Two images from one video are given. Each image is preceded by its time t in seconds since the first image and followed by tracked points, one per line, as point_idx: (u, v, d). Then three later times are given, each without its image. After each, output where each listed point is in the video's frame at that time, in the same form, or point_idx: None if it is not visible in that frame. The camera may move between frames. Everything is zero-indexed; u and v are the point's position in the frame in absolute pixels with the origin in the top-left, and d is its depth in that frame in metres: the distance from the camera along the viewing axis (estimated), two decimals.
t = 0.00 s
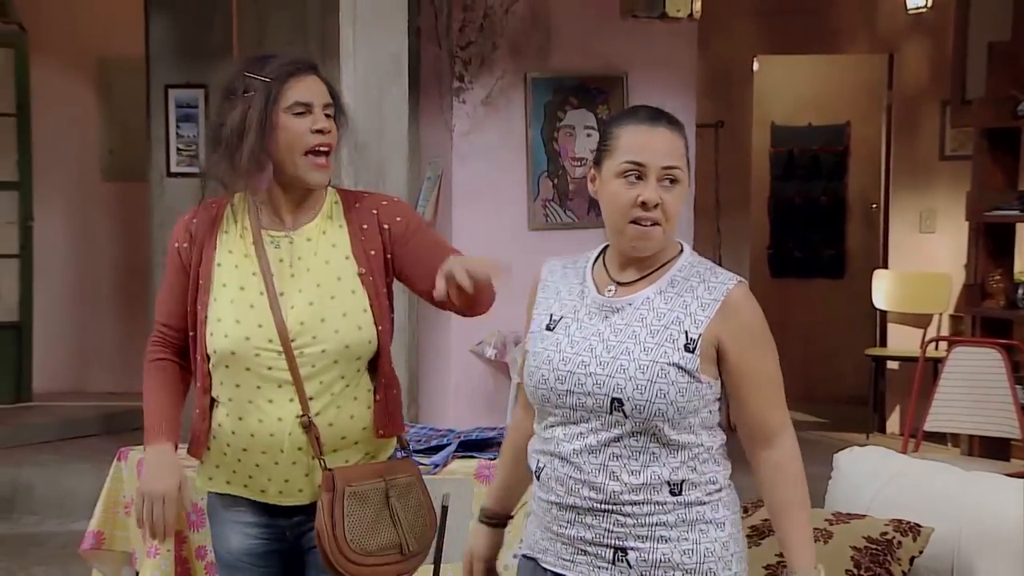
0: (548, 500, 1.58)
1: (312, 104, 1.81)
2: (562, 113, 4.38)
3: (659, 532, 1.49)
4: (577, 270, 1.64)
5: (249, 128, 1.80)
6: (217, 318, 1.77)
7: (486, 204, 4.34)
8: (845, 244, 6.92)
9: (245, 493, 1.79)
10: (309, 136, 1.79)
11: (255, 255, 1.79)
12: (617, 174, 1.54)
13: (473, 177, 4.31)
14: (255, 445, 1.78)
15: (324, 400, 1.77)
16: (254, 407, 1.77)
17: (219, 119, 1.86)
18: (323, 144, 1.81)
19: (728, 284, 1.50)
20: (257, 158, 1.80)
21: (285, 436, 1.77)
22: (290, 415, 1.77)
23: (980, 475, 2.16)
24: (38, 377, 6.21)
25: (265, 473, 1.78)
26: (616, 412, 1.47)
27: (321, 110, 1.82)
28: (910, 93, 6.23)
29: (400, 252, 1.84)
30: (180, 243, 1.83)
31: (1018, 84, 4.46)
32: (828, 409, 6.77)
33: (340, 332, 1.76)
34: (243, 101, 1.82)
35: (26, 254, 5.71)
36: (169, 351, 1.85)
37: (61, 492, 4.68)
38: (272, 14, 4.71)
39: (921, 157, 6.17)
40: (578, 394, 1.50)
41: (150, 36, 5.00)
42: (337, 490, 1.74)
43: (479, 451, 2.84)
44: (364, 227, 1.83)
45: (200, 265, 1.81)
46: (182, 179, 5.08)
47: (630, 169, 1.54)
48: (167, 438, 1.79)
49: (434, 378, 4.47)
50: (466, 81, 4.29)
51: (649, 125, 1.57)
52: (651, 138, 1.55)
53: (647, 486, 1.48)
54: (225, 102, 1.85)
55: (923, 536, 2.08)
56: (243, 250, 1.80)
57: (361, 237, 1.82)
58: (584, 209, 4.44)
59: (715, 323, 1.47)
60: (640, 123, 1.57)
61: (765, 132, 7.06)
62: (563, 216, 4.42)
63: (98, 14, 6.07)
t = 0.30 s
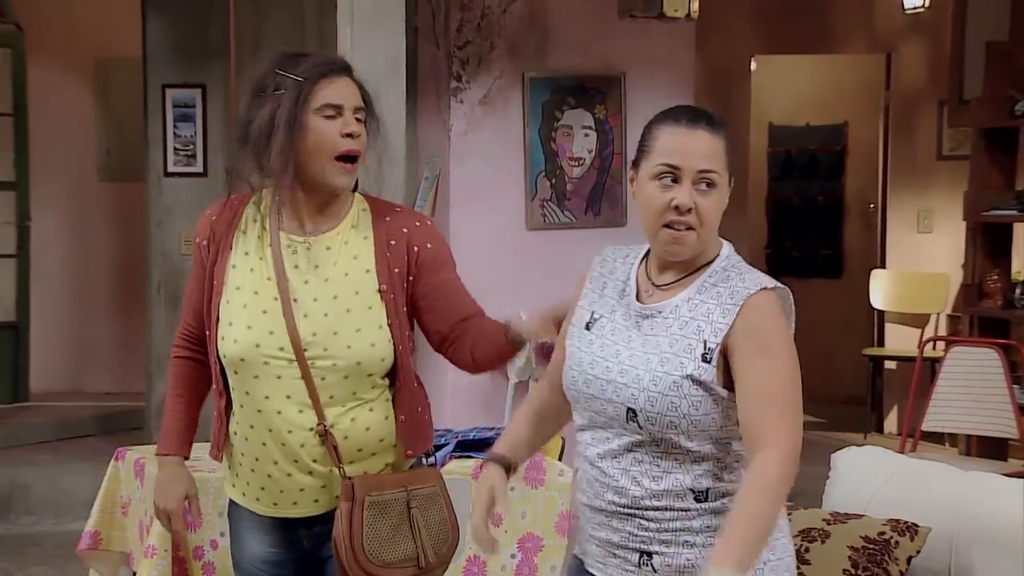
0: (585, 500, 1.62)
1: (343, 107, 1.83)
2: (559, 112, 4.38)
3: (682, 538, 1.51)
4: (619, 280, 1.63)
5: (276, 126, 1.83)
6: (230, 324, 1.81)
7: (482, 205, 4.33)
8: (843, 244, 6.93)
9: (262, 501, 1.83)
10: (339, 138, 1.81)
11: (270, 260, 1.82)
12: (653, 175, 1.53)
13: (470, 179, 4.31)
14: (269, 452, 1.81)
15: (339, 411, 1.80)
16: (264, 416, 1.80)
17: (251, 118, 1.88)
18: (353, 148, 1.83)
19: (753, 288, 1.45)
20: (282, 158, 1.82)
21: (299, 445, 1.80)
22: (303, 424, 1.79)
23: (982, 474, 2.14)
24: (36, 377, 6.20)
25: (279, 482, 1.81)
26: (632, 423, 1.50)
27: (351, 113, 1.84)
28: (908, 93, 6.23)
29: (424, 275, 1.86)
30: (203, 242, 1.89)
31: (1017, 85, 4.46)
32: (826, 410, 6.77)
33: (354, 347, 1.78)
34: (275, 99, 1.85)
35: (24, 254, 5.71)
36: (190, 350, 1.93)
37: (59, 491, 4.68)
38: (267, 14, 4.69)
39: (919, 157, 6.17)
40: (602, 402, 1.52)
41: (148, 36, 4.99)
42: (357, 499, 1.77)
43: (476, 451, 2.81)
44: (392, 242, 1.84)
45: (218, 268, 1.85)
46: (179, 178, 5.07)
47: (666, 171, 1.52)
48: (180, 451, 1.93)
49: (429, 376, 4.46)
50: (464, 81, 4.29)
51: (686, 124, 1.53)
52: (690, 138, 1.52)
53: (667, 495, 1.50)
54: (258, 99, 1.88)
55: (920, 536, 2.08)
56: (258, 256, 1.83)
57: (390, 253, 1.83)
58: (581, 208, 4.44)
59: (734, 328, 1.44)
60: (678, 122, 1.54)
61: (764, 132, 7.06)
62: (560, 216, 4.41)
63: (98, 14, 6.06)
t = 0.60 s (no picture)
0: (608, 497, 1.53)
1: (369, 109, 1.77)
2: (558, 112, 4.38)
3: (708, 538, 1.43)
4: (644, 267, 1.56)
5: (301, 127, 1.76)
6: (242, 316, 1.78)
7: (481, 205, 4.34)
8: (842, 244, 6.94)
9: (261, 498, 1.79)
10: (360, 140, 1.76)
11: (288, 255, 1.78)
12: (676, 176, 1.45)
13: (470, 176, 4.31)
14: (273, 449, 1.78)
15: (346, 414, 1.76)
16: (269, 413, 1.77)
17: (273, 113, 1.82)
18: (374, 150, 1.77)
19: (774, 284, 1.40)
20: (307, 158, 1.75)
21: (302, 445, 1.76)
22: (307, 424, 1.75)
23: (980, 474, 2.14)
24: (34, 376, 6.21)
25: (280, 480, 1.77)
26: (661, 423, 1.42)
27: (377, 115, 1.78)
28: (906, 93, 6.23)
29: (439, 270, 1.80)
30: (223, 233, 1.86)
31: (1016, 87, 4.46)
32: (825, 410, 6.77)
33: (363, 348, 1.74)
34: (300, 96, 1.79)
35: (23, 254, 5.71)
36: (205, 342, 1.89)
37: (57, 492, 4.68)
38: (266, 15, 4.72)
39: (918, 157, 6.17)
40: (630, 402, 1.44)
41: (147, 36, 4.98)
42: (348, 505, 1.73)
43: (475, 451, 2.80)
44: (405, 242, 1.79)
45: (236, 261, 1.82)
46: (178, 179, 5.07)
47: (689, 172, 1.45)
48: (199, 434, 1.87)
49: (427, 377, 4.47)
50: (463, 81, 4.29)
51: (715, 124, 1.46)
52: (714, 138, 1.44)
53: (695, 495, 1.42)
54: (281, 96, 1.81)
55: (919, 536, 2.08)
56: (275, 250, 1.80)
57: (403, 253, 1.78)
58: (579, 208, 4.43)
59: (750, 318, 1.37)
60: (700, 121, 1.46)
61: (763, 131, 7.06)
62: (558, 215, 4.41)
63: (97, 14, 6.06)
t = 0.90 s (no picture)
0: (581, 495, 1.55)
1: (363, 105, 1.78)
2: (559, 113, 4.39)
3: (697, 528, 1.49)
4: (625, 263, 1.65)
5: (295, 120, 1.77)
6: (230, 307, 1.79)
7: (482, 205, 4.34)
8: (843, 243, 6.95)
9: (247, 490, 1.79)
10: (351, 136, 1.76)
11: (279, 248, 1.80)
12: (677, 180, 1.54)
13: (472, 176, 4.31)
14: (260, 440, 1.78)
15: (333, 405, 1.75)
16: (257, 401, 1.77)
17: (268, 106, 1.83)
18: (366, 147, 1.78)
19: (762, 283, 1.54)
20: (300, 152, 1.76)
21: (288, 436, 1.76)
22: (294, 414, 1.75)
23: (981, 474, 2.15)
24: (37, 377, 6.22)
25: (267, 471, 1.77)
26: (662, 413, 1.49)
27: (371, 112, 1.79)
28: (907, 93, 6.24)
29: (436, 262, 1.81)
30: (218, 229, 1.88)
31: (1017, 87, 4.46)
32: (826, 410, 6.78)
33: (349, 338, 1.74)
34: (295, 90, 1.79)
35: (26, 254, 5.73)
36: (197, 341, 1.90)
37: (60, 491, 4.69)
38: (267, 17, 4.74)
39: (919, 157, 6.18)
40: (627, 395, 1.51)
41: (149, 37, 5.00)
42: (334, 495, 1.72)
43: (476, 450, 2.81)
44: (397, 235, 1.79)
45: (229, 255, 1.83)
46: (180, 179, 5.08)
47: (692, 176, 1.53)
48: (184, 435, 1.89)
49: (430, 377, 4.48)
50: (464, 81, 4.29)
51: (715, 131, 1.56)
52: (712, 144, 1.54)
53: (690, 484, 1.49)
54: (277, 90, 1.82)
55: (920, 535, 2.09)
56: (266, 243, 1.81)
57: (396, 245, 1.79)
58: (581, 208, 4.44)
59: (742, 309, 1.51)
60: (700, 128, 1.56)
61: (764, 131, 7.07)
62: (559, 215, 4.42)
63: (99, 15, 6.08)
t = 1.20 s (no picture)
0: (573, 497, 1.55)
1: (346, 104, 1.79)
2: (566, 113, 4.39)
3: (693, 529, 1.49)
4: (604, 271, 1.64)
5: (278, 120, 1.78)
6: (217, 302, 1.79)
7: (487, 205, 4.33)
8: (849, 244, 6.94)
9: (235, 484, 1.79)
10: (336, 136, 1.77)
11: (266, 244, 1.80)
12: (658, 193, 1.54)
13: (480, 174, 4.31)
14: (246, 433, 1.78)
15: (318, 395, 1.75)
16: (243, 394, 1.77)
17: (253, 107, 1.84)
18: (350, 146, 1.79)
19: (745, 279, 1.56)
20: (284, 151, 1.78)
21: (274, 428, 1.76)
22: (279, 406, 1.75)
23: (988, 475, 2.15)
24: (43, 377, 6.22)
25: (254, 464, 1.77)
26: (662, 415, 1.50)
27: (353, 111, 1.79)
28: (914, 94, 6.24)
29: (420, 259, 1.80)
30: (205, 229, 1.88)
31: None
32: (833, 410, 6.77)
33: (334, 327, 1.74)
34: (279, 91, 1.81)
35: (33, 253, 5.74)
36: (185, 340, 1.90)
37: (67, 490, 4.70)
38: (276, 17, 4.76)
39: (926, 158, 6.17)
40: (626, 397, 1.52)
41: (156, 38, 5.01)
42: (319, 485, 1.71)
43: (483, 450, 2.81)
44: (380, 228, 1.80)
45: (216, 253, 1.84)
46: (186, 179, 5.09)
47: (673, 187, 1.53)
48: (163, 440, 1.88)
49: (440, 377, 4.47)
50: (471, 81, 4.29)
51: (693, 139, 1.55)
52: (687, 156, 1.54)
53: (687, 485, 1.49)
54: (262, 89, 1.83)
55: (927, 535, 2.09)
56: (252, 239, 1.81)
57: (380, 239, 1.79)
58: (588, 208, 4.45)
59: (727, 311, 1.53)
60: (675, 137, 1.55)
61: (770, 131, 7.07)
62: (566, 215, 4.42)
63: (105, 16, 6.09)
